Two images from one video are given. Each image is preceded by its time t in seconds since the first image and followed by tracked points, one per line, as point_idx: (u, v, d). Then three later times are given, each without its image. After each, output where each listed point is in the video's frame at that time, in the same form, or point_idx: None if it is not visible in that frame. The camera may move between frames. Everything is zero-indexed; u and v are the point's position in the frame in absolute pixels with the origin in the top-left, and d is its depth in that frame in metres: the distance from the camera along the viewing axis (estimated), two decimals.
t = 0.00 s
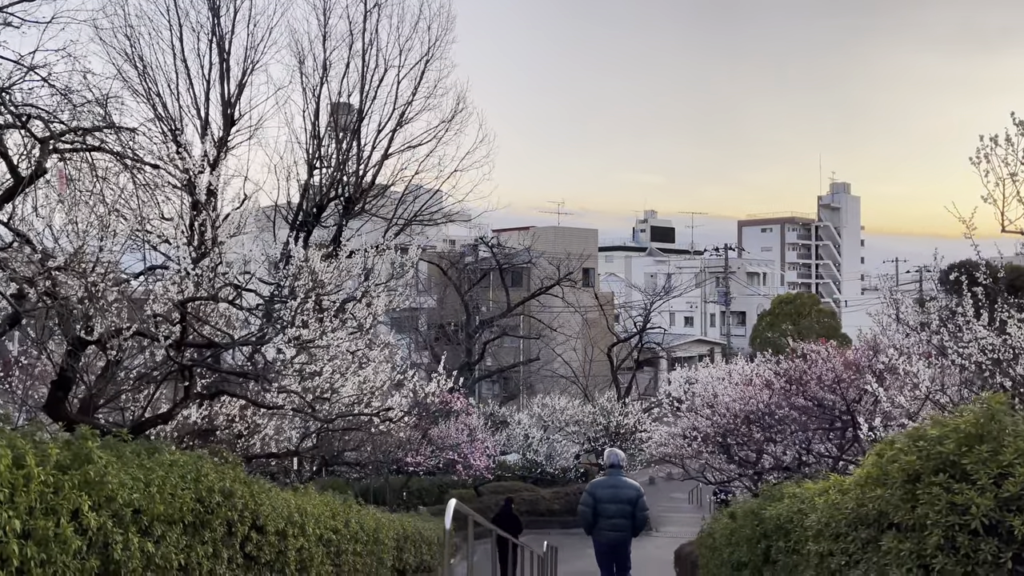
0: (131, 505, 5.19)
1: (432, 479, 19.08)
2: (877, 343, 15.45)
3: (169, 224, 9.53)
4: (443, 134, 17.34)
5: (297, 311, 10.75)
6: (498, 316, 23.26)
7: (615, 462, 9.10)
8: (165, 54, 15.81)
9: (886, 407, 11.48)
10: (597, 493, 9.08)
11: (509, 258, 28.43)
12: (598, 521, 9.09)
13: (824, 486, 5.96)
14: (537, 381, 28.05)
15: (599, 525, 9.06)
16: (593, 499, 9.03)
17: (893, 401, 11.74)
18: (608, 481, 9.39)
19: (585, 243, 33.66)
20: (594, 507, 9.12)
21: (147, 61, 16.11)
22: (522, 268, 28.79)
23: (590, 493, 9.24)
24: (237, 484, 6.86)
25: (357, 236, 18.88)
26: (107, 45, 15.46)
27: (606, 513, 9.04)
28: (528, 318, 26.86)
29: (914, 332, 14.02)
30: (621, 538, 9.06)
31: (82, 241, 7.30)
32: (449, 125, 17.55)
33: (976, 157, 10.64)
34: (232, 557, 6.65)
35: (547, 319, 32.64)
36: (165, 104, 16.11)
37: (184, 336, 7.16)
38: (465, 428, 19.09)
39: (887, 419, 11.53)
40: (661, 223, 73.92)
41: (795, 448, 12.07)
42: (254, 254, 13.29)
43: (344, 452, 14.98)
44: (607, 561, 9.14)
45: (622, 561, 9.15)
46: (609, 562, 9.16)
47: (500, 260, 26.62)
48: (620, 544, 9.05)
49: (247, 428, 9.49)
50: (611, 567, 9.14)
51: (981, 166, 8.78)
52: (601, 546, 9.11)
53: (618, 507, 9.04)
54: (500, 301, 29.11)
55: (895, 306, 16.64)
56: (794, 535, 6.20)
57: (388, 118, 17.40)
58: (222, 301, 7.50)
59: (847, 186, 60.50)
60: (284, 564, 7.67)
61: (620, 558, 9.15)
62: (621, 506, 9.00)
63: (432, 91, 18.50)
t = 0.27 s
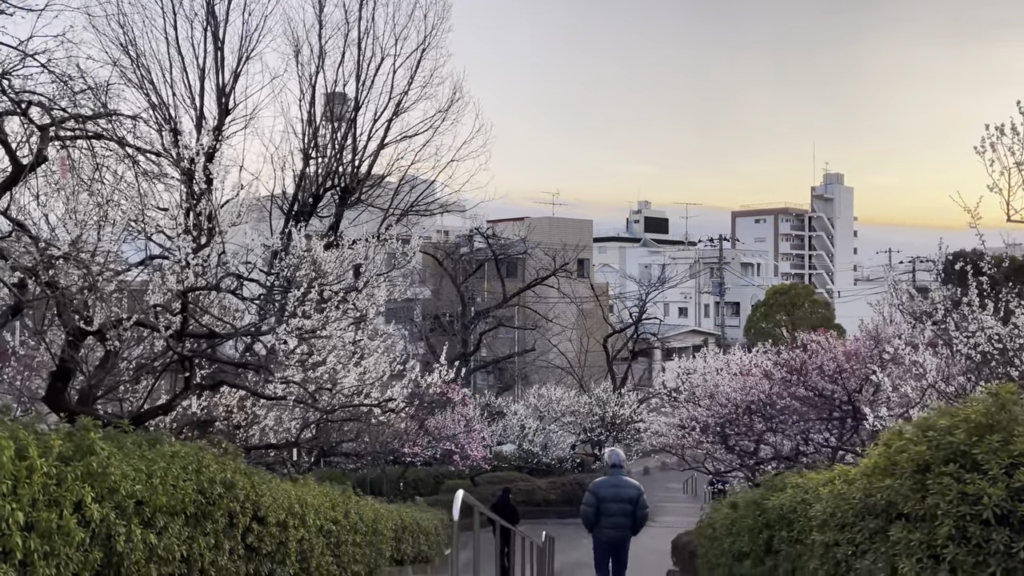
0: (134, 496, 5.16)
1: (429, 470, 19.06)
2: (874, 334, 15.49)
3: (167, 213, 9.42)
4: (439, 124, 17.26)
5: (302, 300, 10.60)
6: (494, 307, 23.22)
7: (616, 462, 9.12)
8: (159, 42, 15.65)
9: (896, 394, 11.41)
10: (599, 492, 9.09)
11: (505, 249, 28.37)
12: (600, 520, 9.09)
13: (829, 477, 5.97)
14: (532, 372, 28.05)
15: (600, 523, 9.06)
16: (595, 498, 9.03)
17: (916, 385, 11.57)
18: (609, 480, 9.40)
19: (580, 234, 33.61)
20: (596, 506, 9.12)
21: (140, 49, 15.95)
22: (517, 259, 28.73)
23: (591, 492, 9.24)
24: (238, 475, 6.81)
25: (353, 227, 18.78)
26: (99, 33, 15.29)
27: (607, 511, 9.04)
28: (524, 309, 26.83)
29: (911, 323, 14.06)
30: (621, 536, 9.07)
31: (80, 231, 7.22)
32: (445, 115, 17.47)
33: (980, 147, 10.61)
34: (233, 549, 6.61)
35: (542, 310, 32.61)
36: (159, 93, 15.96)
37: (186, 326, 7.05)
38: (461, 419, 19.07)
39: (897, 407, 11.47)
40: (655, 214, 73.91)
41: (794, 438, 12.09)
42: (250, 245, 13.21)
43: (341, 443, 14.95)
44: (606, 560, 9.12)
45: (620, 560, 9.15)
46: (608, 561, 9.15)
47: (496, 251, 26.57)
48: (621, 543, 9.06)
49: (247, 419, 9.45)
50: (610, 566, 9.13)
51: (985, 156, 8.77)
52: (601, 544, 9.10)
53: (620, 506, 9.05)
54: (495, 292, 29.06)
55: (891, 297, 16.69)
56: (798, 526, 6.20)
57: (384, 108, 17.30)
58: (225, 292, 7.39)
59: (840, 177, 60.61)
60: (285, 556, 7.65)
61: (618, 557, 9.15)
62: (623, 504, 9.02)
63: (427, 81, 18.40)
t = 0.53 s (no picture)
0: (138, 486, 5.14)
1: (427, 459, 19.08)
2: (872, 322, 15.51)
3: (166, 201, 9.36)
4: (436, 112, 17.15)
5: (308, 289, 10.51)
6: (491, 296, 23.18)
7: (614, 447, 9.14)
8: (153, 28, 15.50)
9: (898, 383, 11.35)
10: (599, 478, 9.07)
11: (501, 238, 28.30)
12: (601, 504, 9.06)
13: (833, 466, 5.98)
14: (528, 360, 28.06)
15: (602, 508, 9.03)
16: (595, 483, 9.01)
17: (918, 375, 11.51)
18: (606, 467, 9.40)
19: (576, 222, 33.55)
20: (596, 491, 9.10)
21: (134, 36, 15.79)
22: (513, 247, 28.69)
23: (590, 479, 9.24)
24: (241, 465, 6.79)
25: (349, 216, 18.69)
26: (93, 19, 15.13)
27: (608, 495, 9.02)
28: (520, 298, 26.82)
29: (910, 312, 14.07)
30: (623, 519, 9.06)
31: (79, 219, 7.16)
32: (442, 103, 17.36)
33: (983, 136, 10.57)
34: (236, 538, 6.60)
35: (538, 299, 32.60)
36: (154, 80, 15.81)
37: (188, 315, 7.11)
38: (459, 408, 19.06)
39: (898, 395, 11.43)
40: (650, 202, 73.85)
41: (794, 427, 12.13)
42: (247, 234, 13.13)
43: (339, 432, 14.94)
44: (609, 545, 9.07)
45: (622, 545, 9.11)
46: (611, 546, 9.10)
47: (492, 240, 26.50)
48: (623, 527, 9.02)
49: (248, 408, 9.43)
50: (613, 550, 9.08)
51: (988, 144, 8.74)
52: (603, 529, 9.06)
53: (620, 489, 9.04)
54: (492, 281, 29.03)
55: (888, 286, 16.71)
56: (802, 514, 6.21)
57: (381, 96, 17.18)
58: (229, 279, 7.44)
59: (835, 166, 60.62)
60: (287, 546, 7.64)
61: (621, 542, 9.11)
62: (623, 488, 9.02)
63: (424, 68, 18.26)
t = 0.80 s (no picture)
0: (142, 473, 5.13)
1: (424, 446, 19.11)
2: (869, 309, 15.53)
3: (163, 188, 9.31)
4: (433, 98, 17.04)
5: (310, 276, 10.47)
6: (488, 283, 23.14)
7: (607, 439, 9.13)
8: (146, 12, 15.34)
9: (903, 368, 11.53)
10: (592, 469, 9.06)
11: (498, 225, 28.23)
12: (594, 495, 9.03)
13: (835, 452, 6.01)
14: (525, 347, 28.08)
15: (595, 498, 9.00)
16: (587, 473, 9.01)
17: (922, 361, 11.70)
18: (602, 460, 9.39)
19: (572, 209, 33.48)
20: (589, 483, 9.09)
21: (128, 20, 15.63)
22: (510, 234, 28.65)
23: (584, 471, 9.23)
24: (243, 452, 6.78)
25: (346, 203, 18.60)
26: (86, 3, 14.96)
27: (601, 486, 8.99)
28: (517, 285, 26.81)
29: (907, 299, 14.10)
30: (617, 510, 9.00)
31: (78, 206, 7.11)
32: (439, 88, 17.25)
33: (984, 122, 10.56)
34: (238, 525, 6.60)
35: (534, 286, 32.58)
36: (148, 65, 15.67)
37: (190, 302, 7.14)
38: (456, 395, 19.07)
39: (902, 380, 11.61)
40: (645, 189, 73.75)
41: (792, 413, 12.18)
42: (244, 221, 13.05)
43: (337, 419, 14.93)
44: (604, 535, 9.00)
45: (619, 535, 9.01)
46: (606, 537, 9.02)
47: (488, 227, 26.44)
48: (617, 517, 8.96)
49: (247, 396, 9.40)
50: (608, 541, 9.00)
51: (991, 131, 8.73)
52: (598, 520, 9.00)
53: (613, 479, 9.00)
54: (488, 268, 28.98)
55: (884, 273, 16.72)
56: (804, 500, 6.23)
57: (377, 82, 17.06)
58: (231, 267, 7.47)
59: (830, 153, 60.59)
60: (289, 533, 7.65)
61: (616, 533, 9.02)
62: (616, 479, 8.99)
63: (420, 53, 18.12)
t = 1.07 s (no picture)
0: (144, 459, 5.11)
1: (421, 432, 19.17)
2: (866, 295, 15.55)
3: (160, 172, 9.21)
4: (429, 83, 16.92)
5: (310, 260, 10.42)
6: (484, 269, 23.10)
7: (600, 425, 9.05)
8: None
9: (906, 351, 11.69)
10: (584, 452, 9.00)
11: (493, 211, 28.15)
12: (586, 478, 8.96)
13: (835, 436, 6.02)
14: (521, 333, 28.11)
15: (587, 482, 8.92)
16: (579, 456, 8.94)
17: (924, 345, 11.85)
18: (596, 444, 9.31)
19: (568, 195, 33.39)
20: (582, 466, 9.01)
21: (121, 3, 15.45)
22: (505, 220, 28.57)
23: (578, 455, 9.16)
24: (243, 437, 6.77)
25: (342, 189, 18.50)
26: None
27: (593, 469, 8.92)
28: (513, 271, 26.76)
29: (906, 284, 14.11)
30: (608, 494, 8.92)
31: (74, 189, 7.05)
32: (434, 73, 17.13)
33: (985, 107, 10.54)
34: (239, 510, 6.60)
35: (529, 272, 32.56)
36: (143, 49, 15.51)
37: (190, 287, 7.11)
38: (453, 381, 19.08)
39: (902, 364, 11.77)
40: (639, 175, 73.66)
41: (790, 398, 12.21)
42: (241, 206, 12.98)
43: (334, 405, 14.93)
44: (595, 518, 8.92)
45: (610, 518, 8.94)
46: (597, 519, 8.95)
47: (484, 213, 26.37)
48: (608, 500, 8.88)
49: (246, 381, 9.39)
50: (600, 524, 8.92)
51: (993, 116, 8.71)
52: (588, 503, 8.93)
53: (605, 464, 8.92)
54: (484, 254, 28.94)
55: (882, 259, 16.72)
56: (804, 484, 6.25)
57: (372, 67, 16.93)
58: (231, 251, 7.45)
59: (825, 139, 60.55)
60: (288, 518, 7.65)
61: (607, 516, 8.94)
62: (608, 463, 8.91)
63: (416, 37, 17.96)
